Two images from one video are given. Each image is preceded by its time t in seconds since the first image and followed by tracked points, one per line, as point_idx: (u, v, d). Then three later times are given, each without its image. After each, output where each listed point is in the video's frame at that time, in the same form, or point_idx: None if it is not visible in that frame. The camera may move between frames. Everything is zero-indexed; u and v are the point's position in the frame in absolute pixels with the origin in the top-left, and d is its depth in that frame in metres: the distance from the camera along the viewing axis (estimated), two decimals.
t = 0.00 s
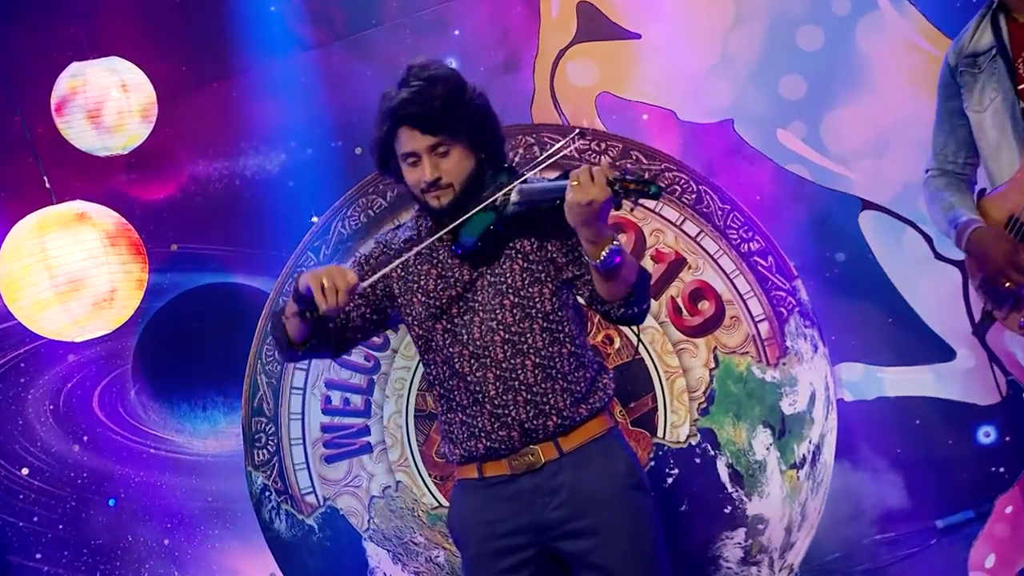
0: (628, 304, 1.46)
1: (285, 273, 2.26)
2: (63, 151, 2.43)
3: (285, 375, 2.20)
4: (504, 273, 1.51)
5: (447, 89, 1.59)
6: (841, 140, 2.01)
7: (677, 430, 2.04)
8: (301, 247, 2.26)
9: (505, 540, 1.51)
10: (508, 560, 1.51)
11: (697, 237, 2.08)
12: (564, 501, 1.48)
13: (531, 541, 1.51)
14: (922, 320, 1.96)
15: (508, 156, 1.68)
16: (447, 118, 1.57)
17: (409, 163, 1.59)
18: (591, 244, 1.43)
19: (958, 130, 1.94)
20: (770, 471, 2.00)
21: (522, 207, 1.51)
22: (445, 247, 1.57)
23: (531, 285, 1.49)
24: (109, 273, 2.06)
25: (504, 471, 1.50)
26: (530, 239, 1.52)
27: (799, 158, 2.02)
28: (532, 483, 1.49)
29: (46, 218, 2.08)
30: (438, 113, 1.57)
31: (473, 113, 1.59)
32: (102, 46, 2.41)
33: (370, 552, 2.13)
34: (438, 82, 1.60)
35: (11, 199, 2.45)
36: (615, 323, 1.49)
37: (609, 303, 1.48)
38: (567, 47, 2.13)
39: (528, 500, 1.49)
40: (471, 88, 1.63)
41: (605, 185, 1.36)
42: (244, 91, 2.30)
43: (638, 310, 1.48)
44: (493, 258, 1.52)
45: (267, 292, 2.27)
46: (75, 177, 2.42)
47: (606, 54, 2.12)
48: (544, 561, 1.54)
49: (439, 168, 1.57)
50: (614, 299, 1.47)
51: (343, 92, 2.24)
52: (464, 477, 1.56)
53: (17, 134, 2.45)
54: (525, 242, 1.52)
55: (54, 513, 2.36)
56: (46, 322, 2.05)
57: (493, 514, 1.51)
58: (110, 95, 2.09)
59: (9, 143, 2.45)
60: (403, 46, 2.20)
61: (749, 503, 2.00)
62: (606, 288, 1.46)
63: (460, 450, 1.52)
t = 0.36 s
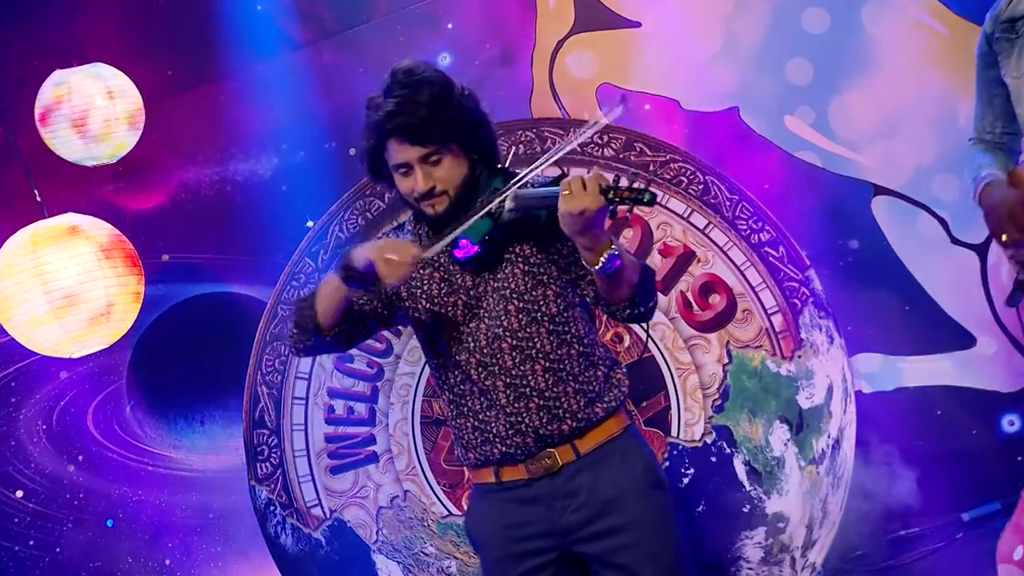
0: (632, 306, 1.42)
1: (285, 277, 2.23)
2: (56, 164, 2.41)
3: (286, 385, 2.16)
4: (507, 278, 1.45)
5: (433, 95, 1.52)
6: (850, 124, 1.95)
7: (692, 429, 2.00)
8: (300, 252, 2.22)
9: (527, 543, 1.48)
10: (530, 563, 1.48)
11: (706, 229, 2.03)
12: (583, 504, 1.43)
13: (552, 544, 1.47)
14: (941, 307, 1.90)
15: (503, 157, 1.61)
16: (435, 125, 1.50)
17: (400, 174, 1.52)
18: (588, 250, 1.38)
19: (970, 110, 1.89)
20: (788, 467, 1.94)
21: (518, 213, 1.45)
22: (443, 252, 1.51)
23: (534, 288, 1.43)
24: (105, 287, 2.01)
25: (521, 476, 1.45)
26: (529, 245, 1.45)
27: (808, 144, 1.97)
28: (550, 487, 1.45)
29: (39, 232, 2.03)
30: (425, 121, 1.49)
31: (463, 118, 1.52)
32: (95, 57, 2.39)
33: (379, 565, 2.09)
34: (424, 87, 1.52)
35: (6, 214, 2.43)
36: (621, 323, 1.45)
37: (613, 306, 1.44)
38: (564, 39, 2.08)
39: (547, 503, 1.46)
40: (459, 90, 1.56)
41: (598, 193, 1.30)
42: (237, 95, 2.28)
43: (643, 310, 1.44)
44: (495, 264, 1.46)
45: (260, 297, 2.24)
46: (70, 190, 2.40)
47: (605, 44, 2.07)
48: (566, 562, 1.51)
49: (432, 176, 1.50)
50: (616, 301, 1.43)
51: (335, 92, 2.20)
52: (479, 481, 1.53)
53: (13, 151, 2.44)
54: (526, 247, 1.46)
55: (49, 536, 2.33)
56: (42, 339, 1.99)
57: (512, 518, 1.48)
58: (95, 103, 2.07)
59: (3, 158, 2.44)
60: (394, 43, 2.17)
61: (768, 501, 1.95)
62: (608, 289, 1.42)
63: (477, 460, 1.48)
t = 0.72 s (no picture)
0: (642, 307, 1.37)
1: (279, 286, 2.18)
2: (41, 179, 2.35)
3: (285, 397, 2.12)
4: (508, 281, 1.41)
5: (430, 95, 1.46)
6: (854, 109, 1.90)
7: (702, 427, 1.95)
8: (294, 261, 2.17)
9: (538, 550, 1.42)
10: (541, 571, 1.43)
11: (710, 222, 1.98)
12: (594, 510, 1.38)
13: (563, 552, 1.42)
14: (953, 294, 1.85)
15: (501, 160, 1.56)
16: (432, 125, 1.44)
17: (399, 176, 1.45)
18: (597, 254, 1.32)
19: (976, 90, 1.85)
20: (802, 463, 1.90)
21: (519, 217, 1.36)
22: (441, 256, 1.48)
23: (537, 292, 1.39)
24: (99, 303, 1.96)
25: (530, 483, 1.40)
26: (530, 249, 1.42)
27: (812, 131, 1.92)
28: (560, 492, 1.39)
29: (29, 248, 1.97)
30: (424, 121, 1.43)
31: (461, 117, 1.46)
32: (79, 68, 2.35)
33: None
34: (420, 87, 1.46)
35: None
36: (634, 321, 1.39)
37: (621, 308, 1.38)
38: (558, 32, 2.05)
39: (556, 509, 1.40)
40: (456, 89, 1.51)
41: (602, 202, 1.24)
42: (223, 102, 2.24)
43: (650, 311, 1.39)
44: (496, 269, 1.42)
45: (255, 308, 2.19)
46: (56, 205, 2.34)
47: (601, 36, 2.03)
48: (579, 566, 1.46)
49: (432, 177, 1.44)
50: (627, 303, 1.37)
51: (325, 94, 2.17)
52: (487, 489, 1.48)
53: None
54: (526, 252, 1.42)
55: (46, 559, 2.27)
56: (36, 359, 1.94)
57: (521, 526, 1.43)
58: (78, 113, 2.07)
59: None
60: (383, 41, 2.13)
61: (783, 499, 1.90)
62: (616, 292, 1.36)
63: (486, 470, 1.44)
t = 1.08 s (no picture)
0: (636, 299, 1.36)
1: (275, 298, 2.17)
2: (32, 198, 2.35)
3: (284, 409, 2.12)
4: (499, 280, 1.41)
5: (421, 94, 1.46)
6: (844, 103, 1.90)
7: (703, 425, 1.95)
8: (289, 271, 2.17)
9: (541, 552, 1.42)
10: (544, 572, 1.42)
11: (704, 219, 1.98)
12: (594, 508, 1.38)
13: (565, 551, 1.41)
14: (950, 284, 1.85)
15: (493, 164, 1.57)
16: (423, 122, 1.44)
17: (390, 172, 1.45)
18: (589, 251, 1.30)
19: (966, 79, 1.85)
20: (804, 457, 1.90)
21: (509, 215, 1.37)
22: (431, 258, 1.48)
23: (530, 290, 1.39)
24: (97, 320, 1.96)
25: (529, 484, 1.40)
26: (521, 247, 1.41)
27: (803, 126, 1.92)
28: (560, 491, 1.39)
29: (27, 269, 1.97)
30: (414, 119, 1.43)
31: (450, 116, 1.46)
32: (68, 86, 2.36)
33: None
34: (413, 84, 1.47)
35: None
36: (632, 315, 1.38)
37: (616, 300, 1.37)
38: (545, 35, 2.05)
39: (556, 510, 1.40)
40: (448, 87, 1.51)
41: (591, 198, 1.24)
42: (213, 115, 2.25)
43: (644, 304, 1.38)
44: (487, 268, 1.42)
45: (249, 319, 2.19)
46: (48, 223, 2.34)
47: (588, 37, 2.03)
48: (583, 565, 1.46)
49: (423, 174, 1.44)
50: (621, 296, 1.37)
51: (314, 102, 2.18)
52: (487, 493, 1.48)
53: None
54: (517, 249, 1.41)
55: None
56: (37, 379, 1.94)
57: (523, 528, 1.42)
58: (67, 131, 2.11)
59: None
60: (370, 48, 2.15)
61: (785, 494, 1.90)
62: (610, 286, 1.35)
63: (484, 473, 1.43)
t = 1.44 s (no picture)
0: (640, 302, 1.39)
1: (274, 311, 2.20)
2: (32, 220, 2.38)
3: (287, 419, 2.15)
4: (502, 289, 1.44)
5: (422, 110, 1.48)
6: (827, 101, 1.94)
7: (698, 421, 1.99)
8: (288, 283, 2.20)
9: (545, 553, 1.45)
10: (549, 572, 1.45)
11: (693, 220, 2.01)
12: (596, 508, 1.41)
13: (569, 551, 1.44)
14: (937, 275, 1.89)
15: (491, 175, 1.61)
16: (424, 137, 1.47)
17: (394, 187, 1.48)
18: (595, 257, 1.34)
19: (945, 74, 1.88)
20: (800, 450, 1.93)
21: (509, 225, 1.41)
22: (430, 268, 1.50)
23: (530, 297, 1.43)
24: (104, 338, 1.98)
25: (532, 487, 1.43)
26: (522, 254, 1.44)
27: (787, 125, 1.95)
28: (562, 493, 1.42)
29: (32, 290, 2.00)
30: (416, 133, 1.46)
31: (452, 130, 1.49)
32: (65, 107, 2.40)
33: None
34: (413, 100, 1.49)
35: None
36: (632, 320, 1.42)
37: (620, 304, 1.40)
38: (532, 43, 2.08)
39: (559, 511, 1.43)
40: (447, 103, 1.54)
41: (594, 205, 1.28)
42: (206, 130, 2.28)
43: (648, 306, 1.40)
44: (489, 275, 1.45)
45: (249, 332, 2.22)
46: (48, 244, 2.37)
47: (574, 44, 2.07)
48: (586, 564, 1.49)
49: (427, 188, 1.47)
50: (625, 301, 1.39)
51: (306, 115, 2.22)
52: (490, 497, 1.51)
53: None
54: (517, 257, 1.45)
55: None
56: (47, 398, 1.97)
57: (527, 530, 1.45)
58: (64, 152, 2.15)
59: None
60: (359, 60, 2.18)
61: (782, 487, 1.93)
62: (614, 292, 1.38)
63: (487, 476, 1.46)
